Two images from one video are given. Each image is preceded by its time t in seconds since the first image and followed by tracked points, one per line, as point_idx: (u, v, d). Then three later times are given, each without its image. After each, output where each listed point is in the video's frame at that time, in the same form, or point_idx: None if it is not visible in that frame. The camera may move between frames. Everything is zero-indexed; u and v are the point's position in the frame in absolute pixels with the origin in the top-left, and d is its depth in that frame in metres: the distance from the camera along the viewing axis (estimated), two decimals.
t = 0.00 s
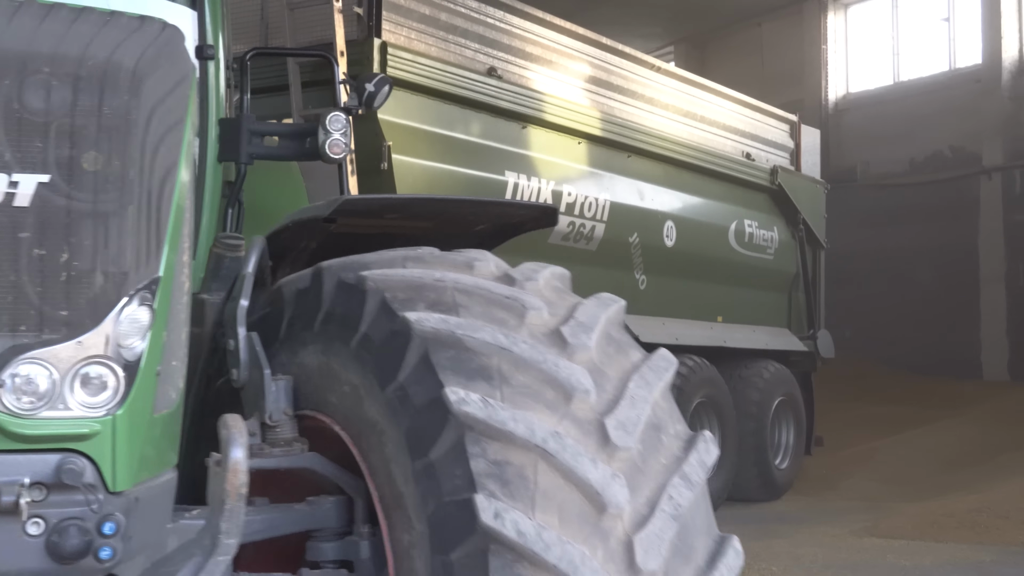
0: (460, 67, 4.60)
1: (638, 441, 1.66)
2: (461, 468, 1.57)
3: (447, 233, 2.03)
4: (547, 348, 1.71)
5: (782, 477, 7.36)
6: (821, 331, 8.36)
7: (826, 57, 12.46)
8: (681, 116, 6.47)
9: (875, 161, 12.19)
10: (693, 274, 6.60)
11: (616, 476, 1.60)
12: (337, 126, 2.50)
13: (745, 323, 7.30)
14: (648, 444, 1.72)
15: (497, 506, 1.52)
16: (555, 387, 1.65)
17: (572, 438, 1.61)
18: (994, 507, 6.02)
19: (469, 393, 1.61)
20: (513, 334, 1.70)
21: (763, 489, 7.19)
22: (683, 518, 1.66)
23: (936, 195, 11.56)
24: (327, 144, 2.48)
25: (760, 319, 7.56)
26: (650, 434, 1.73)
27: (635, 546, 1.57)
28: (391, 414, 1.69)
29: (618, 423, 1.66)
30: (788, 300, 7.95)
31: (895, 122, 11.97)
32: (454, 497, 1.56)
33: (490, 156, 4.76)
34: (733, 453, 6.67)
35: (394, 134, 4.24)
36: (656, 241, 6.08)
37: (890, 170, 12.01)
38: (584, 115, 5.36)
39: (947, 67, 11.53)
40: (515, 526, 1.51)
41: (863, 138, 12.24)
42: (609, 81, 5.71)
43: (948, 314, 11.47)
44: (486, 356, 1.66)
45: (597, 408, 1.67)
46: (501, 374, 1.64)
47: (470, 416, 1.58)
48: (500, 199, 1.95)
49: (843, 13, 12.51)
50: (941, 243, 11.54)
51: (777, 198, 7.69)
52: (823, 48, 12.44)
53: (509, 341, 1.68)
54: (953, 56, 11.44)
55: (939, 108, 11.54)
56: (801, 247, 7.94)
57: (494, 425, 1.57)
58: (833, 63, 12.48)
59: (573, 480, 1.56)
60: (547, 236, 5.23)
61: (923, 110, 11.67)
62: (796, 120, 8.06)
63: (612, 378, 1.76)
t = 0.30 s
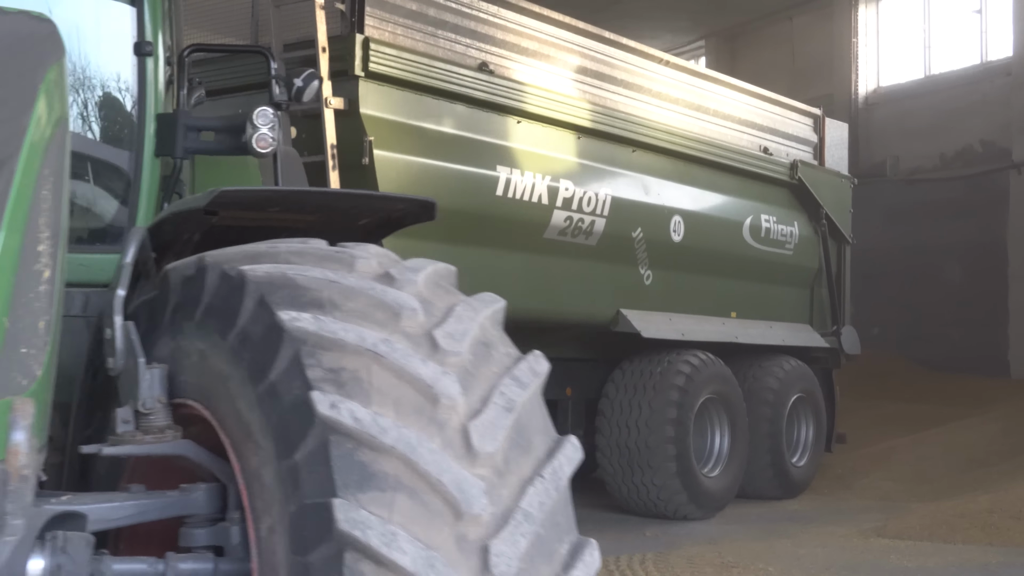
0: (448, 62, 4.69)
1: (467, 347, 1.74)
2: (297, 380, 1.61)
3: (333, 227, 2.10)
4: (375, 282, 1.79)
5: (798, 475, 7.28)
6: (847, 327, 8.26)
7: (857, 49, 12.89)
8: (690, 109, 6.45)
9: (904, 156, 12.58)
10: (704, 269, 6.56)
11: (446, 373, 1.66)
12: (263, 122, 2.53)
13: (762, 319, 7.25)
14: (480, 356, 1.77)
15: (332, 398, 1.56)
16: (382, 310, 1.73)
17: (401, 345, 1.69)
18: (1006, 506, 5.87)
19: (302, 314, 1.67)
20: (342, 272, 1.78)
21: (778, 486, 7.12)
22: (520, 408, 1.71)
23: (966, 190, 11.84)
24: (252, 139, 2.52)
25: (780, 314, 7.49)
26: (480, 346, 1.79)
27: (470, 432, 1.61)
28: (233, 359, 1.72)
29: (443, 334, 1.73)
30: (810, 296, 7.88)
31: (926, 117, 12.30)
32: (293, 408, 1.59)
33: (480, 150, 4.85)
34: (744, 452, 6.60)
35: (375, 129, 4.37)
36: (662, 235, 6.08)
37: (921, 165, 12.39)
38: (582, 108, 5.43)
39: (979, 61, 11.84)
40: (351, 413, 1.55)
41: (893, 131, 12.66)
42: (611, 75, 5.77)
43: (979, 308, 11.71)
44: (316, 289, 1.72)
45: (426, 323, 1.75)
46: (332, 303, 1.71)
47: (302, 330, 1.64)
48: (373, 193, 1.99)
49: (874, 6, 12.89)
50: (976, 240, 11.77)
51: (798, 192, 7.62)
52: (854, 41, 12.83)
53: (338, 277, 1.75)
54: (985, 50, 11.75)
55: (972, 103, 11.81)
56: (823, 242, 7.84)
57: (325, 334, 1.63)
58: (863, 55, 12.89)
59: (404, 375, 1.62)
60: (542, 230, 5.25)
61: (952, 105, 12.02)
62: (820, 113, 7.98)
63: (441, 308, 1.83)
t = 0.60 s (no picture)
0: (403, 62, 4.69)
1: (258, 299, 1.90)
2: (89, 333, 1.72)
3: (183, 226, 2.16)
4: (172, 253, 1.93)
5: (781, 477, 7.22)
6: (836, 327, 8.17)
7: (850, 46, 12.89)
8: (665, 107, 6.41)
9: (897, 154, 12.56)
10: (681, 269, 6.51)
11: (235, 315, 1.80)
12: (151, 124, 2.55)
13: (744, 318, 7.18)
14: (273, 309, 1.93)
15: (120, 338, 1.69)
16: (175, 274, 1.86)
17: (191, 296, 1.82)
18: (980, 509, 5.72)
19: (91, 279, 1.80)
20: (139, 249, 1.91)
21: (759, 488, 7.05)
22: (309, 346, 1.87)
23: (961, 187, 11.74)
24: (139, 142, 2.53)
25: (764, 314, 7.42)
26: (274, 301, 1.94)
27: (260, 362, 1.76)
28: (40, 337, 1.83)
29: (235, 288, 1.89)
30: (796, 294, 7.81)
31: (919, 114, 12.25)
32: (86, 356, 1.70)
33: (437, 150, 4.85)
34: (719, 453, 6.55)
35: (324, 130, 4.37)
36: (634, 234, 6.03)
37: (914, 163, 12.32)
38: (546, 107, 5.41)
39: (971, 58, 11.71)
40: (137, 348, 1.68)
41: (888, 129, 12.64)
42: (580, 74, 5.76)
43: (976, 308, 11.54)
44: (110, 265, 1.84)
45: (218, 282, 1.89)
46: (126, 271, 1.84)
47: (91, 290, 1.76)
48: (222, 198, 2.04)
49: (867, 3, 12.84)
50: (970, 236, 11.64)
51: (783, 191, 7.54)
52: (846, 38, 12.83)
53: (133, 252, 1.88)
54: (976, 46, 11.61)
55: (965, 100, 11.72)
56: (809, 242, 7.76)
57: (115, 291, 1.75)
58: (856, 52, 12.86)
59: (192, 316, 1.75)
60: (503, 229, 5.21)
61: (946, 101, 11.94)
62: (809, 111, 7.90)
63: (236, 274, 1.98)
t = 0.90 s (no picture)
0: (356, 60, 4.68)
1: (68, 266, 2.27)
2: None
3: (49, 223, 2.43)
4: None
5: (763, 477, 7.15)
6: (825, 326, 8.09)
7: (842, 42, 12.81)
8: (641, 104, 6.36)
9: (889, 151, 12.59)
10: (658, 267, 6.46)
11: (40, 273, 2.17)
12: (44, 121, 2.64)
13: (727, 317, 7.11)
14: (86, 276, 2.30)
15: None
16: None
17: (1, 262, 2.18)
18: (953, 510, 5.60)
19: None
20: None
21: (740, 487, 6.99)
22: (116, 299, 2.25)
23: (947, 184, 11.82)
24: (34, 139, 2.63)
25: (748, 312, 7.36)
26: (87, 269, 2.33)
27: (62, 307, 2.13)
28: None
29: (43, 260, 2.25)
30: (783, 292, 7.73)
31: (910, 109, 12.22)
32: None
33: (394, 148, 4.84)
34: (696, 452, 6.50)
35: (273, 129, 4.37)
36: (607, 232, 5.99)
37: (904, 161, 12.41)
38: (510, 105, 5.39)
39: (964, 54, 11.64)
40: None
41: (883, 127, 12.62)
42: (549, 71, 5.73)
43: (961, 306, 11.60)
44: None
45: (31, 255, 2.27)
46: None
47: None
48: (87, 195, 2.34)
49: None
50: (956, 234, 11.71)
51: (768, 187, 7.47)
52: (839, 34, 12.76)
53: None
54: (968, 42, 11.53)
55: (957, 96, 11.68)
56: (796, 239, 7.68)
57: None
58: (850, 49, 12.80)
59: None
60: (466, 227, 5.19)
61: (939, 98, 11.87)
62: (798, 107, 7.82)
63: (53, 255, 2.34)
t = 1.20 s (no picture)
0: (313, 59, 4.67)
1: None
2: None
3: None
4: None
5: (745, 479, 7.04)
6: (815, 326, 7.99)
7: (836, 39, 12.42)
8: (619, 102, 6.31)
9: (882, 149, 12.16)
10: (635, 266, 6.40)
11: None
12: None
13: (710, 316, 7.04)
14: None
15: None
16: None
17: None
18: (928, 515, 5.48)
19: None
20: None
21: (721, 488, 6.89)
22: None
23: (938, 183, 11.44)
24: None
25: (734, 312, 7.28)
26: None
27: None
28: None
29: None
30: (771, 292, 7.64)
31: (904, 107, 11.82)
32: None
33: (355, 148, 4.83)
34: (674, 452, 6.43)
35: (225, 128, 4.37)
36: (580, 231, 5.94)
37: (898, 159, 11.97)
38: (478, 103, 5.36)
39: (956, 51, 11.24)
40: None
41: (875, 124, 12.18)
42: (520, 69, 5.69)
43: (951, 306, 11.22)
44: None
45: None
46: None
47: None
48: None
49: None
50: (949, 234, 11.31)
51: (754, 186, 7.37)
52: (832, 30, 12.37)
53: None
54: (961, 38, 11.14)
55: (950, 95, 11.27)
56: (784, 238, 7.59)
57: None
58: (842, 46, 12.42)
59: None
60: (431, 227, 5.16)
61: (929, 95, 11.50)
62: (786, 104, 7.73)
63: None
